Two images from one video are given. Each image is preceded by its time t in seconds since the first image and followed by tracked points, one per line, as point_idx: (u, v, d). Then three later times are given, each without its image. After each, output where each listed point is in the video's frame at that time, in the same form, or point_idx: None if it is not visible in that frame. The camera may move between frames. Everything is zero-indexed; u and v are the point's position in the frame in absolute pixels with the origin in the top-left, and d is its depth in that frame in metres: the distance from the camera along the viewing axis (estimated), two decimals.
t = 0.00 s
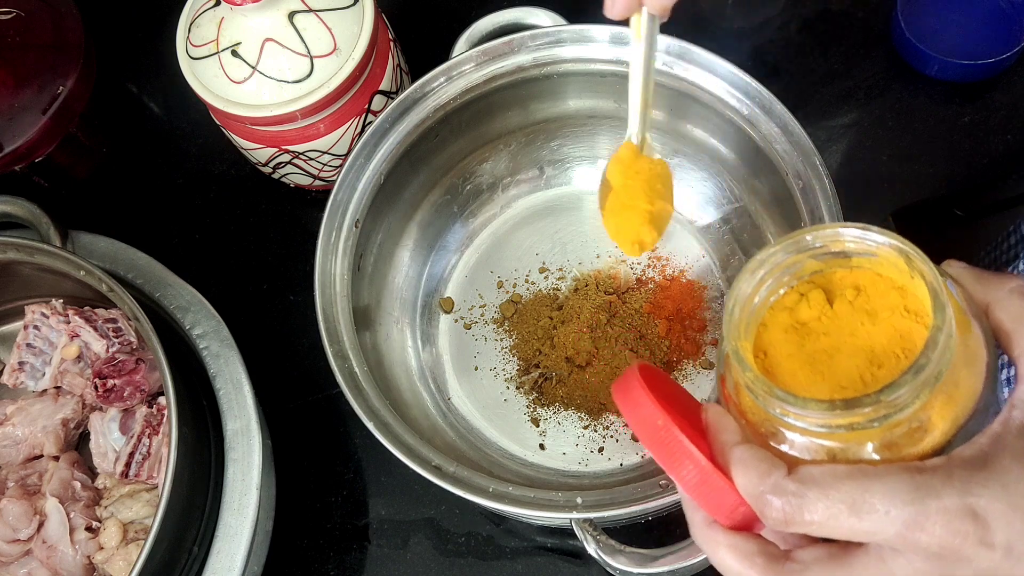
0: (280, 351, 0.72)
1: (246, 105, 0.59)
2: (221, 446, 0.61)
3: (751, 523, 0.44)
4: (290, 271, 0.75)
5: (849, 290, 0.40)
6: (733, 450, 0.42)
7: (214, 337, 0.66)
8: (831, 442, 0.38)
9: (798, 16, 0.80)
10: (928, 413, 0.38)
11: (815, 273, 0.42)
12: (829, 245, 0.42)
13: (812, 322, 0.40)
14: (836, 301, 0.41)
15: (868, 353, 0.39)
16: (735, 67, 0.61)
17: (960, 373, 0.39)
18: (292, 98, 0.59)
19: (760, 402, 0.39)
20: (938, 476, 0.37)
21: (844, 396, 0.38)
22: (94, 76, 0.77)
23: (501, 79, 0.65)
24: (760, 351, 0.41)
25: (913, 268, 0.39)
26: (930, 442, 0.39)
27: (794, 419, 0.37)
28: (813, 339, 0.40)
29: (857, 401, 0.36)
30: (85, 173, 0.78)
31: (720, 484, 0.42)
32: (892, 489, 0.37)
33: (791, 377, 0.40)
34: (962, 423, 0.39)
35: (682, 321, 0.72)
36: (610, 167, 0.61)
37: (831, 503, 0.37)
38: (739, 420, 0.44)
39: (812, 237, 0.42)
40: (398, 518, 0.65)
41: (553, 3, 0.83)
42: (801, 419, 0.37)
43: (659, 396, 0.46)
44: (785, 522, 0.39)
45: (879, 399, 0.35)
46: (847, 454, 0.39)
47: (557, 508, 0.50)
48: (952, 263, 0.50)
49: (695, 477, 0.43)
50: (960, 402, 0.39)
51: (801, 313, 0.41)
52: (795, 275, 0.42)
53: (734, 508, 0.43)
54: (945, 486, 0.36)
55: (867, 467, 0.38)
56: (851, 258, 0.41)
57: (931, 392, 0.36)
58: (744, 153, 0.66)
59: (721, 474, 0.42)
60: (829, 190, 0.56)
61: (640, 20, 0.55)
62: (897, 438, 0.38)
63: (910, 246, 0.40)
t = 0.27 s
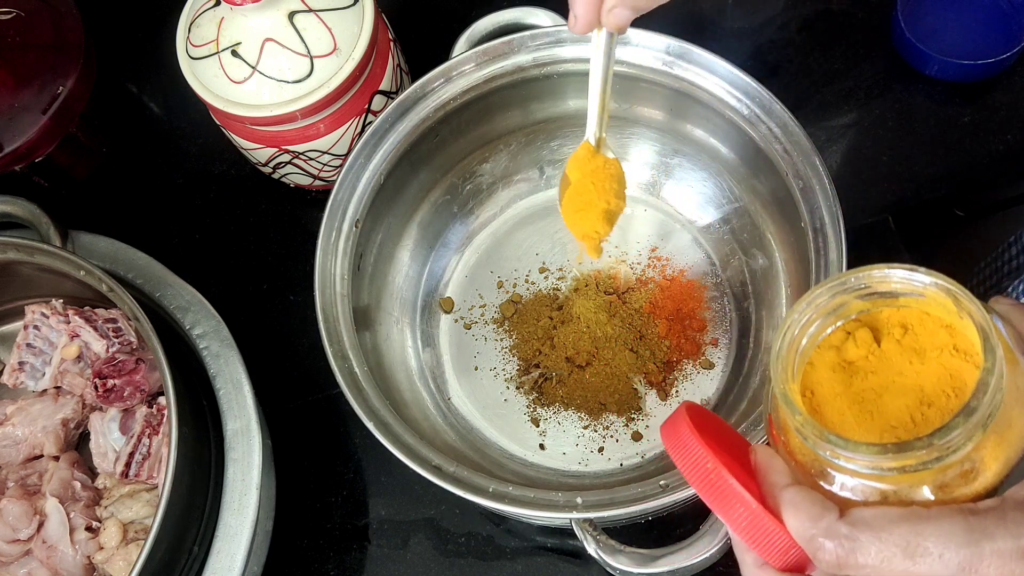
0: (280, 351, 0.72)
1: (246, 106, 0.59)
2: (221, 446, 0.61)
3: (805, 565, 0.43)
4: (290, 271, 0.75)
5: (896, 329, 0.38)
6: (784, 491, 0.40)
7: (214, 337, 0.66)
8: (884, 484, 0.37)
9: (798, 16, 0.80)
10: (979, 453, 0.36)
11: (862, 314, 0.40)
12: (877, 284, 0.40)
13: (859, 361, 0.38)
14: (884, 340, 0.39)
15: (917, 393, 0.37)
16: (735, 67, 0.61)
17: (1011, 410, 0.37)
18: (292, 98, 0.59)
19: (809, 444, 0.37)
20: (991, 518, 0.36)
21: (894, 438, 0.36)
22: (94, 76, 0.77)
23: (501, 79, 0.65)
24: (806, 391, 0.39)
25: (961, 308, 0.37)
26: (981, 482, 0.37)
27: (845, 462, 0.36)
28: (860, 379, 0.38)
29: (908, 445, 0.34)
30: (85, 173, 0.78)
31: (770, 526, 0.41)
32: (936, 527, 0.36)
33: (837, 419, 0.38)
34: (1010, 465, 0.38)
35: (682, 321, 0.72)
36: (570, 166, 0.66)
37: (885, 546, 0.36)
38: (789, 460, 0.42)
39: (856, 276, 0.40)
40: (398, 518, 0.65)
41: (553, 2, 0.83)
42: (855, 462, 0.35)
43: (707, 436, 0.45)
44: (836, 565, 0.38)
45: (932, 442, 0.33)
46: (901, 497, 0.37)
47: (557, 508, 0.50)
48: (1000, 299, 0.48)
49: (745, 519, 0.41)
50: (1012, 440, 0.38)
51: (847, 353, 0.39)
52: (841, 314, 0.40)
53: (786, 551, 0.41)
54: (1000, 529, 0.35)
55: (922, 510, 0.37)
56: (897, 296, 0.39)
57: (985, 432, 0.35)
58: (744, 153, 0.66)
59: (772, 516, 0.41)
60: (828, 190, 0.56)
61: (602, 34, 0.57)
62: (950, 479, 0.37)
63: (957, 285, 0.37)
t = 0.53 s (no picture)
0: (280, 351, 0.72)
1: (246, 106, 0.59)
2: (221, 446, 0.61)
3: (815, 569, 0.43)
4: (290, 271, 0.75)
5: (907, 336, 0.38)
6: (795, 499, 0.40)
7: (214, 337, 0.66)
8: (894, 491, 0.37)
9: (798, 16, 0.80)
10: (991, 461, 0.36)
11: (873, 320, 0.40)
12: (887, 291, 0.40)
13: (870, 367, 0.38)
14: (895, 347, 0.39)
15: (929, 400, 0.37)
16: (735, 67, 0.61)
17: None
18: (292, 98, 0.59)
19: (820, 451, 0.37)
20: (1003, 526, 0.36)
21: (906, 445, 0.36)
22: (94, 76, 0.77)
23: (501, 79, 0.65)
24: (816, 398, 0.39)
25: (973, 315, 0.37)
26: (993, 489, 0.38)
27: (856, 469, 0.36)
28: (871, 385, 0.38)
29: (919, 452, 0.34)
30: (85, 173, 0.78)
31: (781, 533, 0.41)
32: (946, 534, 0.36)
33: (848, 425, 0.38)
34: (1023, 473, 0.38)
35: (682, 322, 0.72)
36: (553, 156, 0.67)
37: (897, 554, 0.37)
38: (800, 467, 0.42)
39: (866, 283, 0.40)
40: (398, 518, 0.65)
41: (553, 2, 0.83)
42: (865, 469, 0.35)
43: (717, 440, 0.44)
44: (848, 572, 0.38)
45: (943, 451, 0.33)
46: (912, 504, 0.38)
47: (557, 509, 0.50)
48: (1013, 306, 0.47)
49: (754, 526, 0.41)
50: None
51: (858, 359, 0.39)
52: (852, 321, 0.40)
53: (796, 557, 0.42)
54: (1010, 536, 0.36)
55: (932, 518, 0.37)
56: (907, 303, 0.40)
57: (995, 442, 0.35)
58: (744, 153, 0.66)
59: (782, 523, 0.41)
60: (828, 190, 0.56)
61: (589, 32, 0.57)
62: (961, 486, 0.37)
63: (967, 293, 0.38)
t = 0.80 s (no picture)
0: (280, 351, 0.72)
1: (246, 105, 0.59)
2: (221, 446, 0.61)
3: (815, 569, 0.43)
4: (290, 271, 0.75)
5: (908, 336, 0.38)
6: (795, 499, 0.40)
7: (214, 337, 0.66)
8: (895, 491, 0.37)
9: (798, 16, 0.80)
10: (992, 462, 0.36)
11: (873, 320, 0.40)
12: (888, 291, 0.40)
13: (871, 367, 0.38)
14: (895, 347, 0.39)
15: (929, 401, 0.37)
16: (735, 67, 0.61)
17: None
18: (292, 97, 0.59)
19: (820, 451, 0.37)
20: (1003, 528, 0.36)
21: (906, 446, 0.36)
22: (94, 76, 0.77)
23: (501, 79, 0.65)
24: (817, 398, 0.39)
25: (974, 316, 0.37)
26: (993, 490, 0.38)
27: (856, 470, 0.36)
28: (871, 385, 0.38)
29: (920, 453, 0.34)
30: (85, 173, 0.78)
31: (781, 534, 0.41)
32: (945, 535, 0.36)
33: (848, 426, 0.38)
34: None
35: (682, 322, 0.72)
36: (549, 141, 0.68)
37: (895, 554, 0.37)
38: (801, 467, 0.42)
39: (867, 283, 0.40)
40: (398, 517, 0.65)
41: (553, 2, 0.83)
42: (865, 469, 0.35)
43: (717, 440, 0.44)
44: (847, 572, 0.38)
45: (943, 452, 0.33)
46: (912, 505, 0.38)
47: (557, 509, 0.50)
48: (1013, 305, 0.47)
49: (754, 525, 0.42)
50: None
51: (859, 359, 0.39)
52: (853, 321, 0.40)
53: (795, 557, 0.42)
54: (1010, 539, 0.36)
55: (932, 519, 0.37)
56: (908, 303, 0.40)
57: (994, 443, 0.35)
58: (744, 153, 0.66)
59: (782, 523, 0.41)
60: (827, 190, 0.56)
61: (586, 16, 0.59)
62: (961, 487, 0.37)
63: (968, 294, 0.38)
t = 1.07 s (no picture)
0: (280, 351, 0.72)
1: (246, 105, 0.59)
2: (221, 446, 0.61)
3: (809, 557, 0.43)
4: (289, 271, 0.75)
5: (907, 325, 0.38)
6: (790, 485, 0.40)
7: (214, 337, 0.66)
8: (891, 479, 0.37)
9: (797, 16, 0.80)
10: (987, 450, 0.36)
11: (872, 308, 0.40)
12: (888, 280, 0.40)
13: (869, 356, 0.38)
14: (894, 336, 0.39)
15: (927, 389, 0.37)
16: (735, 67, 0.61)
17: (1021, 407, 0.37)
18: (292, 98, 0.59)
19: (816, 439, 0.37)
20: (997, 516, 0.36)
21: (902, 434, 0.36)
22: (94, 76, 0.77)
23: (501, 79, 0.65)
24: (815, 386, 0.39)
25: (972, 305, 0.37)
26: (989, 479, 0.37)
27: (851, 457, 0.35)
28: (869, 373, 0.38)
29: (915, 440, 0.34)
30: (85, 173, 0.78)
31: (775, 520, 0.41)
32: (939, 523, 0.36)
33: (845, 414, 0.38)
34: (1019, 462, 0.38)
35: (682, 322, 0.72)
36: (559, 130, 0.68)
37: (889, 541, 0.36)
38: (797, 455, 0.42)
39: (866, 272, 0.40)
40: (398, 517, 0.65)
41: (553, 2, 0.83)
42: (862, 458, 0.35)
43: (714, 427, 0.45)
44: (840, 559, 0.38)
45: (938, 439, 0.33)
46: (907, 492, 0.37)
47: (557, 508, 0.50)
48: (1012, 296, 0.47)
49: (749, 511, 0.42)
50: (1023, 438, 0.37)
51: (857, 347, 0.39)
52: (852, 310, 0.40)
53: (790, 544, 0.42)
54: (1005, 526, 0.35)
55: (926, 506, 0.37)
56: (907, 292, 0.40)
57: (990, 432, 0.35)
58: (744, 153, 0.66)
59: (777, 509, 0.41)
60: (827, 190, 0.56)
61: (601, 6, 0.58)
62: (956, 475, 0.37)
63: (967, 282, 0.38)
